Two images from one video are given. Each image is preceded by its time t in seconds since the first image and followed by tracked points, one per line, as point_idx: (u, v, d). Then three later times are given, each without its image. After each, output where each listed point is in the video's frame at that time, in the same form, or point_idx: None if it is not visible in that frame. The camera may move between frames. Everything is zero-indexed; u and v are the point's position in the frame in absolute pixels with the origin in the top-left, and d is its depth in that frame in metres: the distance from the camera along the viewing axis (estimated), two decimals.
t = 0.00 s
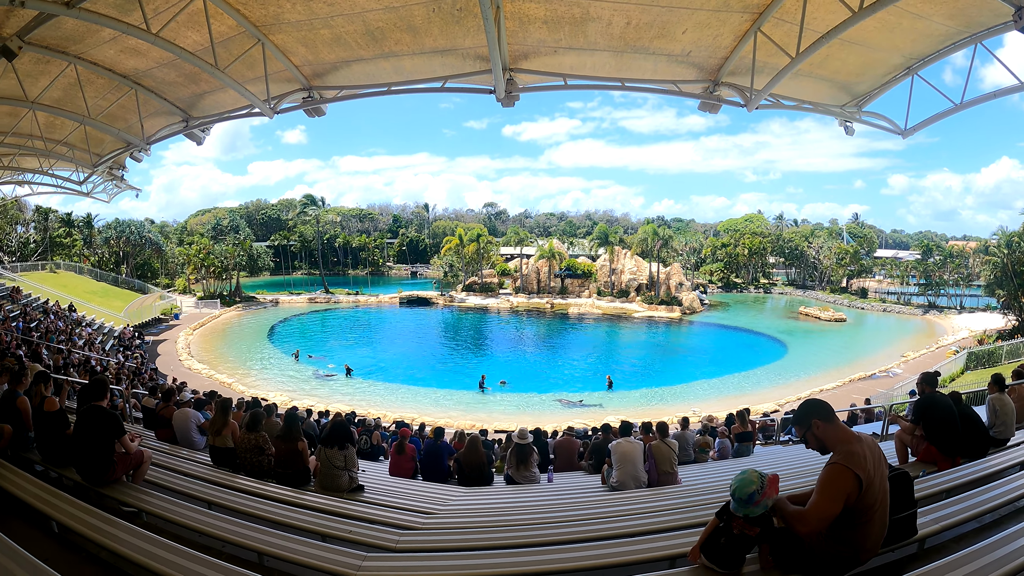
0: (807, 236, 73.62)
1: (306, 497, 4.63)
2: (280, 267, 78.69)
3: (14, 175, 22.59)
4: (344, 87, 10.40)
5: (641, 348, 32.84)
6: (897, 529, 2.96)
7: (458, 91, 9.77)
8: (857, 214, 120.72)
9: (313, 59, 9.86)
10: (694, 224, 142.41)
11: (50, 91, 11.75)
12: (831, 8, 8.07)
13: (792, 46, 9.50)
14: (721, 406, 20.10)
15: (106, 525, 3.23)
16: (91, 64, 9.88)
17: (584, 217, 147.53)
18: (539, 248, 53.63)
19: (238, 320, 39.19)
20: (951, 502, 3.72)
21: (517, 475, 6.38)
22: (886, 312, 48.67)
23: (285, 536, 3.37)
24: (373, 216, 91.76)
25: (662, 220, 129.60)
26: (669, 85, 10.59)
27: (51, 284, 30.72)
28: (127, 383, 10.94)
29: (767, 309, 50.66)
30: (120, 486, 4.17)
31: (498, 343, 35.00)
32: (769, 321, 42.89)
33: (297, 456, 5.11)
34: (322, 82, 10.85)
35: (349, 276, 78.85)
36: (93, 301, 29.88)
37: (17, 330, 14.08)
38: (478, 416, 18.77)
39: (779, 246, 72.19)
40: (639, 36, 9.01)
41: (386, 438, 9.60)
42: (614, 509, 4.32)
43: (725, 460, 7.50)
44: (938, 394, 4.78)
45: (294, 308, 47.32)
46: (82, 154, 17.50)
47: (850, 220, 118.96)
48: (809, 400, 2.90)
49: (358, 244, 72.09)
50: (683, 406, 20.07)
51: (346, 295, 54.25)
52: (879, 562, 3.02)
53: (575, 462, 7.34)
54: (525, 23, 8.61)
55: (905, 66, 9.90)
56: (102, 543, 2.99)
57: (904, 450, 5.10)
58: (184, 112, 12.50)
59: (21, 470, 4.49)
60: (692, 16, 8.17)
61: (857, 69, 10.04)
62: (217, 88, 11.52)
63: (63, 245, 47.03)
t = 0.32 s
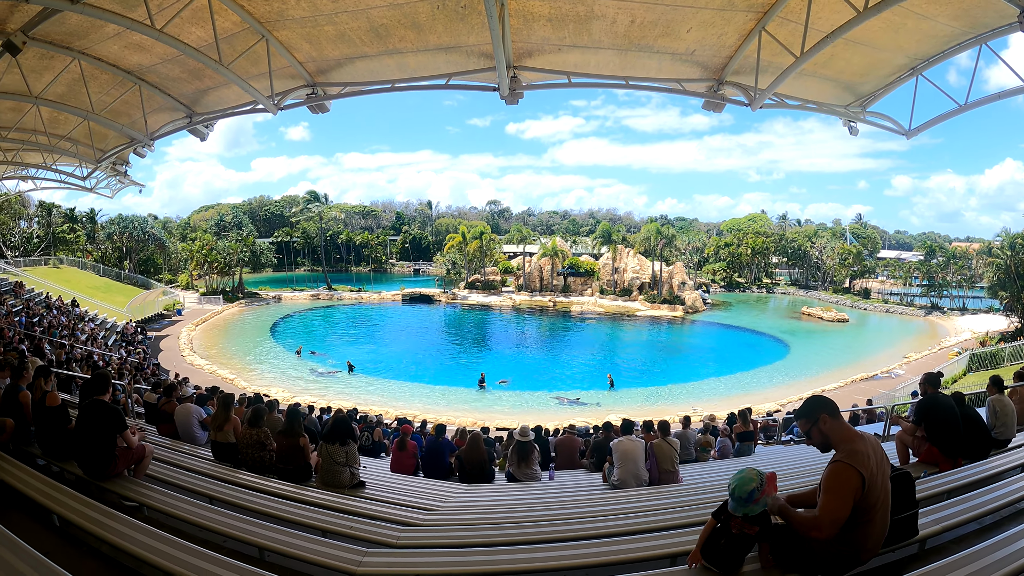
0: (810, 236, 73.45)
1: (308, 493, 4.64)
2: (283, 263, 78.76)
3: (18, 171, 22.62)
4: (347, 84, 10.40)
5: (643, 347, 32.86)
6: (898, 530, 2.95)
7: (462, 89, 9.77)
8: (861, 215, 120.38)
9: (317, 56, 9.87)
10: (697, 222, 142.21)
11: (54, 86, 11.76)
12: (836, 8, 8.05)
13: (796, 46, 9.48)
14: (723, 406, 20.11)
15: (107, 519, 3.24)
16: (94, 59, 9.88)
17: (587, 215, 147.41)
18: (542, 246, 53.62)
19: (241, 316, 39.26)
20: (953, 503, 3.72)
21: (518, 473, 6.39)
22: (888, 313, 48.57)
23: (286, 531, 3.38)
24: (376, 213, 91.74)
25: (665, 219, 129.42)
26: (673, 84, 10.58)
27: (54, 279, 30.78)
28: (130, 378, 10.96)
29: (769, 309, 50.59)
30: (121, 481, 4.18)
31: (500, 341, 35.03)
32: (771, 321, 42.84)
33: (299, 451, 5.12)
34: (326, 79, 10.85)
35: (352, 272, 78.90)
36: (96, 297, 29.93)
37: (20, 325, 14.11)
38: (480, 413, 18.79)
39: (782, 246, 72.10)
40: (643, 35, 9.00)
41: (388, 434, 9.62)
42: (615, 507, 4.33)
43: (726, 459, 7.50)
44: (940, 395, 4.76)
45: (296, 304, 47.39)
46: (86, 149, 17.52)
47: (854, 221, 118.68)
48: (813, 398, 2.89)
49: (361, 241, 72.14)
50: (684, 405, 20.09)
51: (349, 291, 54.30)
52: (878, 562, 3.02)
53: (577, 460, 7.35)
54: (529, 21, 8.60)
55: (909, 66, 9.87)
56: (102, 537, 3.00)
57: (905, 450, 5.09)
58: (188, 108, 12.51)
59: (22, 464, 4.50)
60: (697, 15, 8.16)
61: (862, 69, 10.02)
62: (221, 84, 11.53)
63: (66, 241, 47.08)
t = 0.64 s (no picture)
0: (813, 234, 73.31)
1: (311, 491, 4.65)
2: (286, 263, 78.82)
3: (21, 171, 22.66)
4: (350, 83, 10.40)
5: (646, 345, 32.84)
6: (901, 528, 2.95)
7: (465, 87, 9.77)
8: (864, 213, 119.91)
9: (320, 56, 9.88)
10: (699, 220, 142.05)
11: (57, 86, 11.79)
12: (839, 5, 8.03)
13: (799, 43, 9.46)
14: (727, 404, 20.10)
15: (111, 518, 3.25)
16: (97, 59, 9.91)
17: (590, 214, 147.22)
18: (545, 245, 53.59)
19: (244, 315, 39.33)
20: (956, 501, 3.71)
21: (521, 471, 6.39)
22: (892, 311, 48.41)
23: (290, 529, 3.39)
24: (378, 212, 91.85)
25: (667, 217, 129.37)
26: (676, 82, 10.56)
27: (58, 279, 30.87)
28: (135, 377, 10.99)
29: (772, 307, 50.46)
30: (125, 480, 4.20)
31: (503, 339, 35.04)
32: (775, 319, 42.73)
33: (303, 450, 5.13)
34: (328, 78, 10.87)
35: (355, 272, 78.94)
36: (100, 297, 29.99)
37: (24, 325, 14.14)
38: (483, 412, 18.80)
39: (785, 244, 71.95)
40: (646, 33, 8.99)
41: (391, 433, 9.62)
42: (620, 505, 4.33)
43: (730, 457, 7.49)
44: (944, 392, 4.75)
45: (299, 304, 47.46)
46: (89, 149, 17.57)
47: (857, 219, 118.29)
48: (820, 395, 2.89)
49: (363, 240, 72.19)
50: (688, 403, 20.08)
51: (351, 291, 54.34)
52: (882, 560, 3.02)
53: (580, 458, 7.35)
54: (531, 20, 8.60)
55: (912, 63, 9.84)
56: (106, 535, 3.01)
57: (909, 449, 5.08)
58: (191, 108, 12.53)
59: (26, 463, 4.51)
60: (699, 12, 8.15)
61: (865, 67, 10.00)
62: (224, 84, 11.54)
63: (69, 241, 47.20)
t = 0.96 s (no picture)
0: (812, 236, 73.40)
1: (309, 495, 4.63)
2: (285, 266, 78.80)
3: (20, 173, 22.66)
4: (349, 86, 10.41)
5: (645, 348, 32.85)
6: (902, 530, 2.95)
7: (463, 90, 9.78)
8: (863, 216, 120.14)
9: (318, 58, 9.88)
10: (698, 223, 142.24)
11: (56, 89, 11.80)
12: (837, 8, 8.05)
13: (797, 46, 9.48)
14: (726, 406, 20.10)
15: (108, 522, 3.23)
16: (96, 62, 9.91)
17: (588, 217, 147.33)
18: (544, 248, 53.69)
19: (242, 318, 39.30)
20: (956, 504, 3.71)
21: (520, 474, 6.38)
22: (891, 313, 48.44)
23: (288, 533, 3.37)
24: (377, 214, 91.95)
25: (665, 219, 129.57)
26: (674, 84, 10.58)
27: (57, 282, 30.85)
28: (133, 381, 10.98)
29: (770, 309, 50.51)
30: (124, 483, 4.19)
31: (502, 342, 35.05)
32: (774, 322, 42.75)
33: (301, 453, 5.13)
34: (327, 81, 10.87)
35: (354, 274, 78.94)
36: (98, 299, 29.95)
37: (22, 328, 14.13)
38: (481, 415, 18.78)
39: (783, 247, 71.94)
40: (644, 36, 9.00)
41: (390, 437, 9.61)
42: (619, 509, 4.33)
43: (729, 460, 7.49)
44: (943, 395, 4.75)
45: (298, 306, 47.44)
46: (88, 152, 17.57)
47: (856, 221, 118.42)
48: (819, 400, 2.88)
49: (362, 243, 72.28)
50: (687, 406, 20.07)
51: (350, 293, 54.31)
52: (883, 563, 3.01)
53: (580, 461, 7.36)
54: (530, 23, 8.61)
55: (911, 66, 9.85)
56: (104, 539, 3.00)
57: (908, 452, 5.07)
58: (189, 111, 12.53)
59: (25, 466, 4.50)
60: (697, 15, 8.16)
61: (864, 69, 10.00)
62: (222, 87, 11.54)
63: (68, 243, 47.18)
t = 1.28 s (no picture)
0: (804, 244, 73.76)
1: (302, 503, 4.60)
2: (277, 272, 78.55)
3: (12, 177, 22.54)
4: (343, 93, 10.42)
5: (638, 356, 32.91)
6: (894, 537, 2.95)
7: (457, 98, 9.80)
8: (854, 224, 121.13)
9: (312, 65, 9.88)
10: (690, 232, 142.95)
11: (49, 93, 11.75)
12: (829, 18, 8.11)
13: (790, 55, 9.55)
14: (718, 415, 20.12)
15: (99, 528, 3.21)
16: (90, 66, 9.88)
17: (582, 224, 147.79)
18: (537, 255, 53.82)
19: (235, 324, 39.16)
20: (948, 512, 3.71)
21: (513, 482, 6.36)
22: (882, 321, 48.72)
23: (280, 541, 3.35)
24: (370, 221, 91.94)
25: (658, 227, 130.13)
26: (667, 93, 10.64)
27: (48, 286, 30.65)
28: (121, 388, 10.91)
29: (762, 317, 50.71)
30: (114, 490, 4.15)
31: (495, 349, 35.04)
32: (766, 330, 42.90)
33: (293, 461, 5.11)
34: (322, 88, 10.88)
35: (347, 281, 78.82)
36: (90, 304, 29.77)
37: (12, 332, 14.03)
38: (473, 423, 18.75)
39: (776, 255, 72.35)
40: (638, 45, 9.05)
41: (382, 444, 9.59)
42: (611, 517, 4.31)
43: (720, 468, 7.51)
44: (934, 402, 4.76)
45: (290, 313, 47.29)
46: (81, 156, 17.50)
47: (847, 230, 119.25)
48: (810, 406, 2.88)
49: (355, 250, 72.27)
50: (679, 414, 20.09)
51: (343, 300, 54.23)
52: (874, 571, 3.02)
53: (572, 469, 7.38)
54: (524, 31, 8.64)
55: (902, 75, 9.94)
56: (94, 546, 2.98)
57: (900, 459, 5.07)
58: (183, 116, 12.51)
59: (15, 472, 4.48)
60: (691, 25, 8.21)
61: (855, 79, 10.09)
62: (216, 92, 11.53)
63: (60, 247, 46.89)
